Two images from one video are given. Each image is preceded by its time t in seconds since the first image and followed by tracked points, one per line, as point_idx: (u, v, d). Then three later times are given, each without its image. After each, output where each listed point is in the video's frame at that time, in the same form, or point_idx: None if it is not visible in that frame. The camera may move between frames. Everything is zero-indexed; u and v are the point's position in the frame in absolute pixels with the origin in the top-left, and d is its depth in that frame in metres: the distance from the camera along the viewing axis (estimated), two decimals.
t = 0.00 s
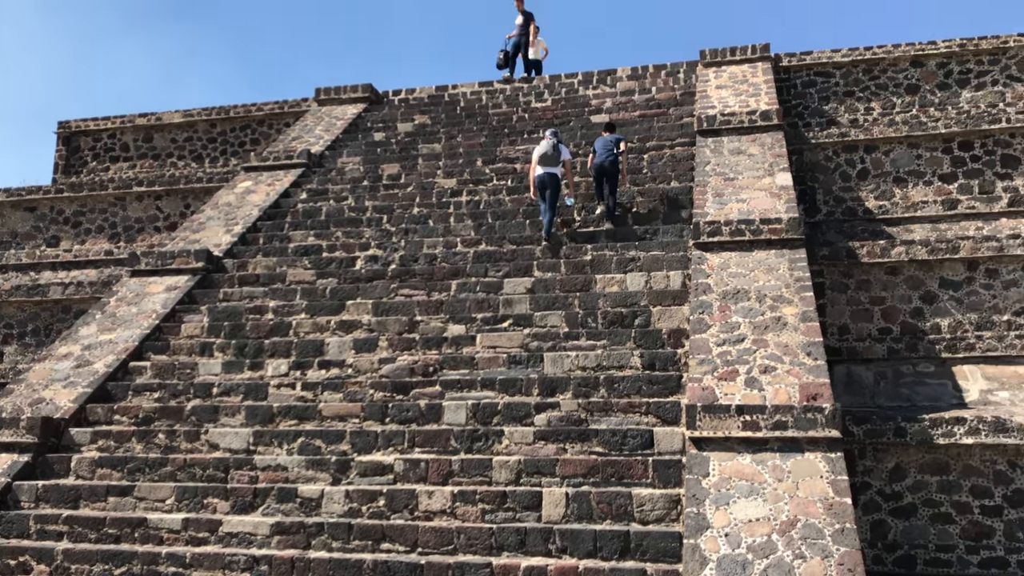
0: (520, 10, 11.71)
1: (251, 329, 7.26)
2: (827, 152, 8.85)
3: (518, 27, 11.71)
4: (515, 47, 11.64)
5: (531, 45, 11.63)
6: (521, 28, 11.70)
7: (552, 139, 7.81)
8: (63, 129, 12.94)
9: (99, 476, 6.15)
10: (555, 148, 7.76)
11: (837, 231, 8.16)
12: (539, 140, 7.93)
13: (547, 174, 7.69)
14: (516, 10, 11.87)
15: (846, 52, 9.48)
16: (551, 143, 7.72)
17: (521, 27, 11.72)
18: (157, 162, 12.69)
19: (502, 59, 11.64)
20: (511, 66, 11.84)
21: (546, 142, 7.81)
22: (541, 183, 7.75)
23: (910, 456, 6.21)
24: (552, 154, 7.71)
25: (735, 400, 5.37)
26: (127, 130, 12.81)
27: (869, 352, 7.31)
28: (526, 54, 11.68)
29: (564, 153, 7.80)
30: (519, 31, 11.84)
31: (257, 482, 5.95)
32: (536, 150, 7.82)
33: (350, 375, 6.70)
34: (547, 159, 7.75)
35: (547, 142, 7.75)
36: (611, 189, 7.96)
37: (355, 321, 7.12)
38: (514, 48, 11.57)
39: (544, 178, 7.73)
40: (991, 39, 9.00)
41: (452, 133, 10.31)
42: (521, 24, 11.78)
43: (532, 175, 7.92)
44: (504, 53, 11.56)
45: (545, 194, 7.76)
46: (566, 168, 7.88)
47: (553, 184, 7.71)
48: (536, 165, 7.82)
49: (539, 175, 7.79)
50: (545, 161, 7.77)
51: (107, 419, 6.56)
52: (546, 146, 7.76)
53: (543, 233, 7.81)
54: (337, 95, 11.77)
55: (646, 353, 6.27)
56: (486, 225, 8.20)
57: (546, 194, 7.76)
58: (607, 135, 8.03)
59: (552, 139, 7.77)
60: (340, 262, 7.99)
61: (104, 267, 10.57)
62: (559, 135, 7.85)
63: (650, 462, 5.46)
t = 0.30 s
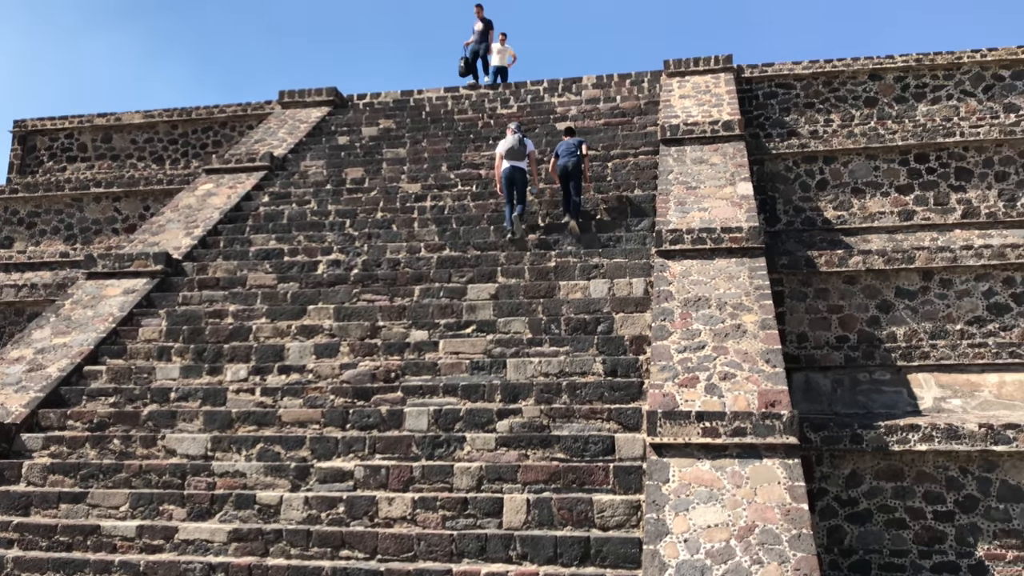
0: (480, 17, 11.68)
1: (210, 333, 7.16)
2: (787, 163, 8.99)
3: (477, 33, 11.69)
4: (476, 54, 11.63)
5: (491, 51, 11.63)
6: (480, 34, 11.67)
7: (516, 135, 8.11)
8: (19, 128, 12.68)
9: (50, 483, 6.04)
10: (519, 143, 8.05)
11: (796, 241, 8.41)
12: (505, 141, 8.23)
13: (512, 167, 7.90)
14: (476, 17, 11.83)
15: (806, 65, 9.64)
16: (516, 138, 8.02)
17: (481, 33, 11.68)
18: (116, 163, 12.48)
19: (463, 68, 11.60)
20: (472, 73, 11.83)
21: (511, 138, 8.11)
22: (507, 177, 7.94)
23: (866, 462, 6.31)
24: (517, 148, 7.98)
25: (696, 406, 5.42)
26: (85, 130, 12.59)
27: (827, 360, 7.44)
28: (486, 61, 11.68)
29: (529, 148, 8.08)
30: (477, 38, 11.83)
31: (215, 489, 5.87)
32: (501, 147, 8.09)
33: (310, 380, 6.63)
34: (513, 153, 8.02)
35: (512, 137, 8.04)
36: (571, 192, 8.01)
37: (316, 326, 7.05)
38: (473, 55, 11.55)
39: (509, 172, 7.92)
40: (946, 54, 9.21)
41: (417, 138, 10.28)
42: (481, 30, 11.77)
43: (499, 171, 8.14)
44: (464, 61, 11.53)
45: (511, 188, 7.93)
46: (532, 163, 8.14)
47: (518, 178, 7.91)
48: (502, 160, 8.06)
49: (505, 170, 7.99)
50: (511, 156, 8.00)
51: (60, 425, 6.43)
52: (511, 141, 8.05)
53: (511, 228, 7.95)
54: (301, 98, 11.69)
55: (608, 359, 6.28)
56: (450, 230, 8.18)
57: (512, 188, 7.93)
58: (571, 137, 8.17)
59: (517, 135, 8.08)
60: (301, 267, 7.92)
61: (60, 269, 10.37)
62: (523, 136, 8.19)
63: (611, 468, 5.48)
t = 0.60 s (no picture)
0: (443, 26, 11.62)
1: (169, 336, 7.05)
2: (748, 172, 9.12)
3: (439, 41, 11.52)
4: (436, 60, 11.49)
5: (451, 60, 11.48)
6: (440, 42, 11.51)
7: (481, 138, 8.05)
8: None
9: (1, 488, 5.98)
10: (484, 147, 8.00)
11: (757, 249, 8.54)
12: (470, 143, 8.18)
13: (479, 172, 7.91)
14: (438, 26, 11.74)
15: (768, 75, 9.79)
16: (481, 142, 7.96)
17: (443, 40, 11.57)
18: (73, 162, 12.25)
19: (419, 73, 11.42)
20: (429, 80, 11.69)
21: (476, 142, 8.05)
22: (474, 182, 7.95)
23: (823, 467, 6.41)
24: (482, 153, 7.94)
25: (657, 411, 5.47)
26: (41, 129, 12.35)
27: (786, 366, 7.54)
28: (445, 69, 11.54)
29: (494, 151, 8.05)
30: (438, 44, 11.73)
31: (171, 494, 5.80)
32: (467, 151, 8.05)
33: (270, 384, 6.55)
34: (478, 157, 7.99)
35: (477, 141, 7.99)
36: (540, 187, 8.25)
37: (277, 329, 6.98)
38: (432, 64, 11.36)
39: (476, 177, 7.93)
40: (904, 67, 9.41)
41: (381, 141, 10.23)
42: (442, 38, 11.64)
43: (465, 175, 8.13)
44: (422, 66, 11.38)
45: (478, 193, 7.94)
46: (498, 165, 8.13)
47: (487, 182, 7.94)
48: (468, 165, 8.04)
49: (471, 174, 8.01)
50: (477, 160, 8.00)
51: (11, 428, 6.33)
52: (476, 145, 8.00)
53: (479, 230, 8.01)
54: (264, 100, 11.58)
55: (571, 365, 6.29)
56: (414, 234, 8.11)
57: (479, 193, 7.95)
58: (534, 137, 8.34)
59: (482, 138, 8.02)
60: (263, 269, 7.84)
61: (13, 270, 10.17)
62: (489, 136, 8.13)
63: (572, 473, 5.50)
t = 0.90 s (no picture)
0: (407, 33, 11.55)
1: (127, 337, 6.94)
2: (712, 178, 9.23)
3: (403, 48, 11.39)
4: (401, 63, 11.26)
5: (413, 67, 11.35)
6: (404, 49, 11.37)
7: (454, 133, 8.19)
8: None
9: None
10: (457, 141, 8.13)
11: (720, 255, 8.61)
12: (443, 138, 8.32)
13: (449, 165, 8.03)
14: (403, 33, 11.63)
15: (732, 83, 9.91)
16: (454, 136, 8.10)
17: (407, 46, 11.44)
18: (31, 160, 12.03)
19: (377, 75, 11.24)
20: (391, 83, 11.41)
21: (449, 136, 8.19)
22: (444, 175, 8.06)
23: (783, 471, 6.49)
24: (454, 147, 8.07)
25: (620, 415, 5.50)
26: None
27: (747, 370, 7.63)
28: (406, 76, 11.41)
29: (466, 146, 8.18)
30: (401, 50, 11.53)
31: (128, 498, 5.76)
32: (440, 145, 8.18)
33: (231, 387, 6.48)
34: (450, 152, 8.11)
35: (450, 135, 8.12)
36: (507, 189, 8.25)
37: (238, 331, 6.91)
38: (394, 69, 11.21)
39: (447, 170, 8.05)
40: (864, 77, 9.59)
41: (347, 143, 10.17)
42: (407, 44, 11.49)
43: (437, 169, 8.25)
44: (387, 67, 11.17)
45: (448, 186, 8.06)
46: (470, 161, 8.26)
47: (457, 175, 8.05)
48: (440, 158, 8.16)
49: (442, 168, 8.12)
50: (448, 154, 8.12)
51: None
52: (448, 140, 8.13)
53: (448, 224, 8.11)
54: (228, 99, 11.46)
55: (535, 368, 6.29)
56: (379, 236, 8.06)
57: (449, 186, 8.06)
58: (506, 138, 8.31)
59: (455, 133, 8.16)
60: (224, 270, 7.75)
61: None
62: (462, 132, 8.26)
63: (535, 476, 5.52)
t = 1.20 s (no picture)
0: (369, 36, 11.48)
1: (85, 336, 6.82)
2: (678, 183, 9.31)
3: (365, 51, 11.33)
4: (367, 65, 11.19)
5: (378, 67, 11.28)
6: (368, 52, 11.31)
7: (424, 130, 8.28)
8: None
9: None
10: (427, 138, 8.21)
11: (685, 258, 8.67)
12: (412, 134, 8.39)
13: (419, 161, 8.10)
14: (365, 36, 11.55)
15: (698, 89, 10.01)
16: (424, 133, 8.18)
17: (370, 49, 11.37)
18: None
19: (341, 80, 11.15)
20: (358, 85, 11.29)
21: (418, 133, 8.26)
22: (412, 171, 8.13)
23: (744, 473, 6.56)
24: (424, 143, 8.14)
25: (584, 417, 5.52)
26: None
27: (710, 373, 7.69)
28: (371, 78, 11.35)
29: (435, 143, 8.27)
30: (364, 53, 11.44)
31: (84, 500, 5.67)
32: (409, 141, 8.24)
33: (191, 387, 6.40)
34: (419, 148, 8.18)
35: (420, 132, 8.20)
36: (476, 184, 8.33)
37: (200, 331, 6.82)
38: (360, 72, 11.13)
39: (416, 167, 8.12)
40: (827, 85, 9.75)
41: (312, 142, 10.10)
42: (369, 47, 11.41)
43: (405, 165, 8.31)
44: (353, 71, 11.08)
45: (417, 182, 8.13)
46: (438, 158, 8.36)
47: (423, 172, 8.11)
48: (409, 154, 8.22)
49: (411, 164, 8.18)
50: (418, 151, 8.19)
51: None
52: (418, 136, 8.21)
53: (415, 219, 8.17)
54: (192, 96, 11.30)
55: (500, 370, 6.29)
56: (344, 236, 8.01)
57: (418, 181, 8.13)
58: (476, 133, 8.54)
59: (425, 130, 8.24)
60: (186, 269, 7.65)
61: None
62: (431, 129, 8.35)
63: (499, 478, 5.52)
